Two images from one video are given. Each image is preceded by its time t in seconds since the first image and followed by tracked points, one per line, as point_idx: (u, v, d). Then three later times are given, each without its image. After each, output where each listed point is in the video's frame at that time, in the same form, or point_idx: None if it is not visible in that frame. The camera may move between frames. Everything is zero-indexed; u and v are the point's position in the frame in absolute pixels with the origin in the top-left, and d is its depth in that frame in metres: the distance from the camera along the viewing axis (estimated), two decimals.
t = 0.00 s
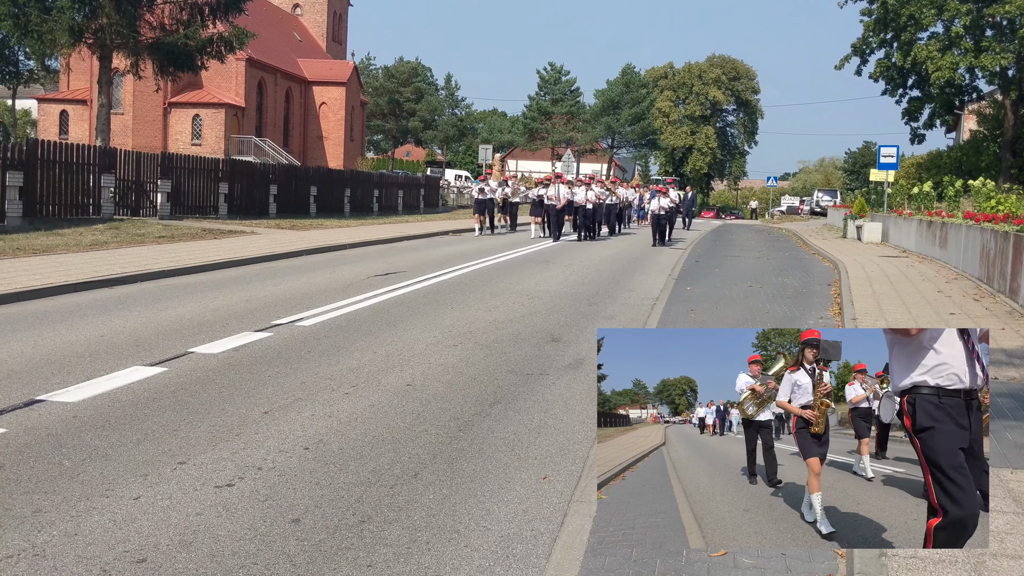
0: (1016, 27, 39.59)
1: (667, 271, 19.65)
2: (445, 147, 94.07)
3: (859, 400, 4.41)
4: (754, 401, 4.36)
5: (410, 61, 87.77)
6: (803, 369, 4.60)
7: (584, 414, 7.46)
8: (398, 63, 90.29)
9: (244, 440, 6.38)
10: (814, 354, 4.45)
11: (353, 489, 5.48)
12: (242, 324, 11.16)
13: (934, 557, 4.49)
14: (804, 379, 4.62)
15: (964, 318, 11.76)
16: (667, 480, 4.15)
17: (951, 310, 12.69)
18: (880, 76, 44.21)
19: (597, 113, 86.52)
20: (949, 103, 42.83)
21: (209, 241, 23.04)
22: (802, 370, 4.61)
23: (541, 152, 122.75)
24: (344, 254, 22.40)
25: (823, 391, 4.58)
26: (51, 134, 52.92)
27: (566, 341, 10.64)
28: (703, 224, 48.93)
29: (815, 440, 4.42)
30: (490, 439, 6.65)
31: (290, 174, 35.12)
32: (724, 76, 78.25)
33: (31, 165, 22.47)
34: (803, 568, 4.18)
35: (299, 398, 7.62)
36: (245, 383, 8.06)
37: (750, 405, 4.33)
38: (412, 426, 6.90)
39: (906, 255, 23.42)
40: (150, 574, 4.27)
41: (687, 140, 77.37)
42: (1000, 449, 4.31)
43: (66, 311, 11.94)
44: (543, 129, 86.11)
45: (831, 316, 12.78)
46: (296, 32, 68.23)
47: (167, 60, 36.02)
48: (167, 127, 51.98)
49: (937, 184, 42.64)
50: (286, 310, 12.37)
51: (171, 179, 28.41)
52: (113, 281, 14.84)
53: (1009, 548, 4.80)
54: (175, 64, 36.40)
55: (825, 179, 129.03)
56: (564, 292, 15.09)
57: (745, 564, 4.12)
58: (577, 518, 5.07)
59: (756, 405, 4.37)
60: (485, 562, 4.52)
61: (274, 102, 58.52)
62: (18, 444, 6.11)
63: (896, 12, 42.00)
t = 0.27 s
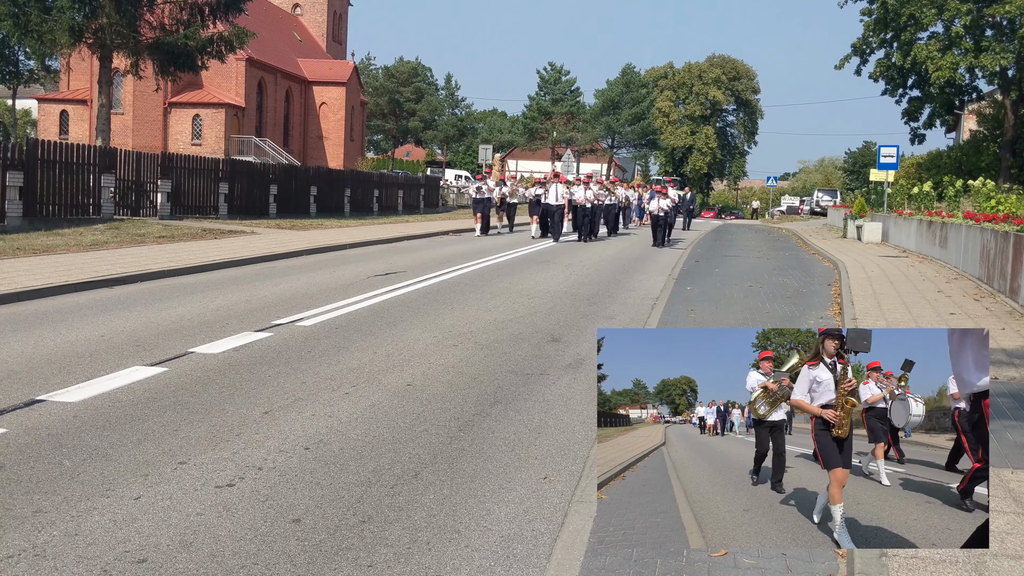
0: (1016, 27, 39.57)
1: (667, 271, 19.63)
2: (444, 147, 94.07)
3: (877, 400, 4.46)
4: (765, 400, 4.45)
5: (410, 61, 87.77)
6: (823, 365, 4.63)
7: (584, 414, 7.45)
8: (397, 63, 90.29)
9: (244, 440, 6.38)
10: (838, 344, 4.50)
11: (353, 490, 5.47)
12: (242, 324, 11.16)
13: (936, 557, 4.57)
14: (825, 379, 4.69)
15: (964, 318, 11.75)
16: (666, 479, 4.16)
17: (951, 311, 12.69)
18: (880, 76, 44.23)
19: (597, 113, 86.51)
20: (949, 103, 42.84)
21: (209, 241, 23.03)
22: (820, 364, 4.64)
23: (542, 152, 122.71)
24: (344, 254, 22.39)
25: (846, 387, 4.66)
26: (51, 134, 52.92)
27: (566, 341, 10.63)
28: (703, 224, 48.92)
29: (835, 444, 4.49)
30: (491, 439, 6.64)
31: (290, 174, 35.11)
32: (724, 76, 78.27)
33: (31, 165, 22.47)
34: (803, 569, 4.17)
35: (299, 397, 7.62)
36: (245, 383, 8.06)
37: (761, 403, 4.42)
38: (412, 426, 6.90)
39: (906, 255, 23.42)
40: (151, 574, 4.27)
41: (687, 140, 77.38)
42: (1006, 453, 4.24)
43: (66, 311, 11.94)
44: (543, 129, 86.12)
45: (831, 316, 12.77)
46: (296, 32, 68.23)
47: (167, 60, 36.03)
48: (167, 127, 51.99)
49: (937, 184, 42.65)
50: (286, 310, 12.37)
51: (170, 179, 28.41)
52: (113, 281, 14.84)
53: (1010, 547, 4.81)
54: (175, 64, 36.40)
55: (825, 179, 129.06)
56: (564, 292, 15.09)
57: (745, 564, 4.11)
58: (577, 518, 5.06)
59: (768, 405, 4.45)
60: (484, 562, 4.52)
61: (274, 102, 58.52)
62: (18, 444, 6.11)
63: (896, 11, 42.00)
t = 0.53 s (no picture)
0: (1016, 27, 39.55)
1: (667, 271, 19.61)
2: (444, 147, 94.03)
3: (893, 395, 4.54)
4: (775, 397, 4.46)
5: (410, 61, 87.75)
6: (844, 355, 4.63)
7: (584, 414, 7.45)
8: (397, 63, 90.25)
9: (244, 440, 6.38)
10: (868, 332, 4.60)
11: (353, 490, 5.47)
12: (242, 324, 11.15)
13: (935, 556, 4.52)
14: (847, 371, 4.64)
15: (963, 318, 11.75)
16: (667, 478, 4.16)
17: (951, 311, 12.68)
18: (880, 76, 44.24)
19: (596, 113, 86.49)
20: (949, 102, 42.84)
21: (209, 241, 23.02)
22: (841, 355, 4.63)
23: (542, 152, 122.63)
24: (343, 254, 22.38)
25: (871, 379, 4.61)
26: (51, 134, 52.92)
27: (566, 341, 10.63)
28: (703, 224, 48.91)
29: (851, 440, 4.47)
30: (491, 439, 6.64)
31: (290, 174, 35.10)
32: (724, 76, 78.27)
33: (31, 165, 22.47)
34: (803, 569, 4.14)
35: (299, 397, 7.61)
36: (245, 383, 8.06)
37: (772, 402, 4.43)
38: (412, 426, 6.89)
39: (907, 254, 23.42)
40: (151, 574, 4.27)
41: (687, 140, 77.39)
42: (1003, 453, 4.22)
43: (66, 311, 11.93)
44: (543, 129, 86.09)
45: (830, 316, 12.77)
46: (296, 32, 68.22)
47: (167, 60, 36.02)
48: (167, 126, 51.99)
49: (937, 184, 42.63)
50: (286, 310, 12.36)
51: (170, 179, 28.40)
52: (113, 281, 14.83)
53: (1010, 547, 4.80)
54: (175, 64, 36.39)
55: (825, 179, 129.05)
56: (564, 292, 15.08)
57: (745, 563, 4.09)
58: (577, 519, 5.06)
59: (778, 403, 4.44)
60: (484, 562, 4.52)
61: (274, 102, 58.52)
62: (18, 444, 6.10)
63: (896, 11, 41.97)
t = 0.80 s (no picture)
0: (1016, 27, 39.52)
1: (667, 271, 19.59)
2: (444, 146, 94.03)
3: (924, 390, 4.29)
4: (786, 398, 4.36)
5: (410, 61, 87.75)
6: (880, 349, 4.37)
7: (585, 414, 7.44)
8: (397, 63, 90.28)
9: (244, 439, 6.37)
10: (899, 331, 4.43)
11: (353, 490, 5.46)
12: (242, 324, 11.14)
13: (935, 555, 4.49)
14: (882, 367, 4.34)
15: (963, 318, 11.74)
16: (666, 478, 4.16)
17: (952, 310, 12.66)
18: (880, 76, 44.25)
19: (597, 112, 86.52)
20: (949, 102, 42.85)
21: (209, 240, 23.01)
22: (878, 348, 4.35)
23: (542, 151, 122.61)
24: (343, 253, 22.39)
25: (914, 376, 4.29)
26: (51, 133, 52.92)
27: (566, 340, 10.62)
28: (704, 224, 48.91)
29: (890, 449, 4.25)
30: (490, 439, 6.63)
31: (290, 174, 35.10)
32: (724, 76, 78.28)
33: (31, 164, 22.46)
34: (802, 568, 4.17)
35: (299, 397, 7.60)
36: (245, 383, 8.05)
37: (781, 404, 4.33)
38: (412, 425, 6.89)
39: (907, 254, 23.42)
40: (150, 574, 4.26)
41: (687, 139, 77.42)
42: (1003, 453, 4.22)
43: (66, 311, 11.92)
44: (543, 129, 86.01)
45: (830, 316, 12.75)
46: (296, 32, 68.22)
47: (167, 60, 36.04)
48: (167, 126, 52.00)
49: (938, 183, 42.63)
50: (287, 310, 12.35)
51: (170, 179, 28.40)
52: (113, 281, 14.83)
53: (1009, 547, 4.80)
54: (175, 64, 36.41)
55: (826, 180, 129.12)
56: (565, 292, 15.07)
57: (744, 564, 4.10)
58: (577, 518, 5.06)
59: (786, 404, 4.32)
60: (484, 562, 4.52)
61: (273, 102, 58.52)
62: (17, 444, 6.10)
63: (896, 11, 41.96)
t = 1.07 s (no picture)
0: (1016, 27, 39.50)
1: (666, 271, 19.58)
2: (444, 146, 94.06)
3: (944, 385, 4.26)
4: (800, 393, 4.45)
5: (410, 61, 87.78)
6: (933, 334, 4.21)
7: (584, 414, 7.45)
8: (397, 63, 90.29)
9: (244, 439, 6.37)
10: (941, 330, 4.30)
11: (353, 490, 5.47)
12: (242, 324, 11.14)
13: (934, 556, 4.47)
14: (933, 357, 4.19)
15: (963, 318, 11.73)
16: (665, 478, 4.15)
17: (951, 310, 12.67)
18: (879, 75, 44.27)
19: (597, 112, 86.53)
20: (949, 102, 42.86)
21: (209, 240, 23.00)
22: (929, 333, 4.19)
23: (542, 151, 122.64)
24: (343, 254, 22.39)
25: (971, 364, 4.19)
26: (51, 133, 52.92)
27: (565, 341, 10.62)
28: (703, 224, 48.90)
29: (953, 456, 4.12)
30: (490, 439, 6.64)
31: (290, 174, 35.10)
32: (724, 76, 78.28)
33: (30, 164, 22.45)
34: (801, 568, 4.17)
35: (299, 397, 7.61)
36: (245, 383, 8.05)
37: (795, 399, 4.44)
38: (411, 425, 6.90)
39: (907, 254, 23.42)
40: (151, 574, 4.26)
41: (687, 139, 77.44)
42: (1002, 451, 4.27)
43: (66, 311, 11.92)
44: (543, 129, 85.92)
45: (830, 316, 12.75)
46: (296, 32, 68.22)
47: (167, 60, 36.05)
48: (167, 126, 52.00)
49: (937, 183, 42.65)
50: (287, 310, 12.34)
51: (170, 179, 28.39)
52: (113, 281, 14.83)
53: (1008, 548, 4.80)
54: (175, 64, 36.43)
55: (826, 179, 129.17)
56: (564, 292, 15.08)
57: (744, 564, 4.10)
58: (577, 518, 5.06)
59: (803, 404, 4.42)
60: (485, 562, 4.52)
61: (273, 102, 58.51)
62: (18, 444, 6.11)
63: (896, 11, 41.97)
